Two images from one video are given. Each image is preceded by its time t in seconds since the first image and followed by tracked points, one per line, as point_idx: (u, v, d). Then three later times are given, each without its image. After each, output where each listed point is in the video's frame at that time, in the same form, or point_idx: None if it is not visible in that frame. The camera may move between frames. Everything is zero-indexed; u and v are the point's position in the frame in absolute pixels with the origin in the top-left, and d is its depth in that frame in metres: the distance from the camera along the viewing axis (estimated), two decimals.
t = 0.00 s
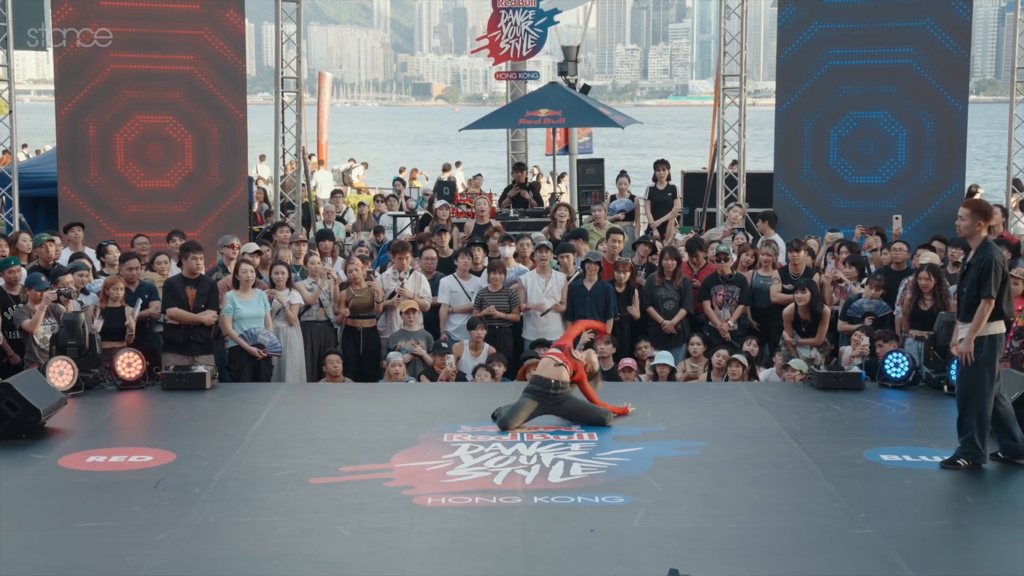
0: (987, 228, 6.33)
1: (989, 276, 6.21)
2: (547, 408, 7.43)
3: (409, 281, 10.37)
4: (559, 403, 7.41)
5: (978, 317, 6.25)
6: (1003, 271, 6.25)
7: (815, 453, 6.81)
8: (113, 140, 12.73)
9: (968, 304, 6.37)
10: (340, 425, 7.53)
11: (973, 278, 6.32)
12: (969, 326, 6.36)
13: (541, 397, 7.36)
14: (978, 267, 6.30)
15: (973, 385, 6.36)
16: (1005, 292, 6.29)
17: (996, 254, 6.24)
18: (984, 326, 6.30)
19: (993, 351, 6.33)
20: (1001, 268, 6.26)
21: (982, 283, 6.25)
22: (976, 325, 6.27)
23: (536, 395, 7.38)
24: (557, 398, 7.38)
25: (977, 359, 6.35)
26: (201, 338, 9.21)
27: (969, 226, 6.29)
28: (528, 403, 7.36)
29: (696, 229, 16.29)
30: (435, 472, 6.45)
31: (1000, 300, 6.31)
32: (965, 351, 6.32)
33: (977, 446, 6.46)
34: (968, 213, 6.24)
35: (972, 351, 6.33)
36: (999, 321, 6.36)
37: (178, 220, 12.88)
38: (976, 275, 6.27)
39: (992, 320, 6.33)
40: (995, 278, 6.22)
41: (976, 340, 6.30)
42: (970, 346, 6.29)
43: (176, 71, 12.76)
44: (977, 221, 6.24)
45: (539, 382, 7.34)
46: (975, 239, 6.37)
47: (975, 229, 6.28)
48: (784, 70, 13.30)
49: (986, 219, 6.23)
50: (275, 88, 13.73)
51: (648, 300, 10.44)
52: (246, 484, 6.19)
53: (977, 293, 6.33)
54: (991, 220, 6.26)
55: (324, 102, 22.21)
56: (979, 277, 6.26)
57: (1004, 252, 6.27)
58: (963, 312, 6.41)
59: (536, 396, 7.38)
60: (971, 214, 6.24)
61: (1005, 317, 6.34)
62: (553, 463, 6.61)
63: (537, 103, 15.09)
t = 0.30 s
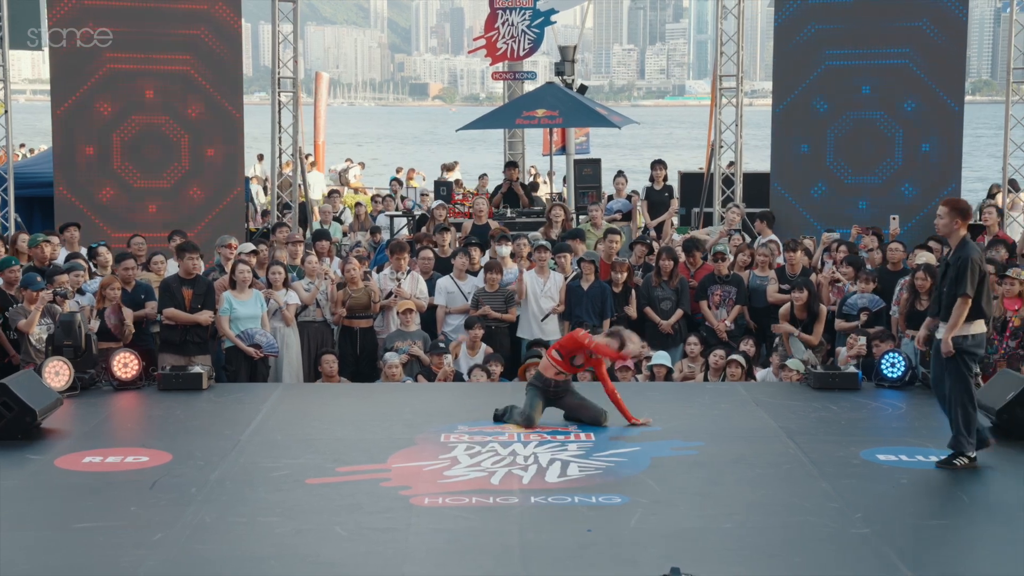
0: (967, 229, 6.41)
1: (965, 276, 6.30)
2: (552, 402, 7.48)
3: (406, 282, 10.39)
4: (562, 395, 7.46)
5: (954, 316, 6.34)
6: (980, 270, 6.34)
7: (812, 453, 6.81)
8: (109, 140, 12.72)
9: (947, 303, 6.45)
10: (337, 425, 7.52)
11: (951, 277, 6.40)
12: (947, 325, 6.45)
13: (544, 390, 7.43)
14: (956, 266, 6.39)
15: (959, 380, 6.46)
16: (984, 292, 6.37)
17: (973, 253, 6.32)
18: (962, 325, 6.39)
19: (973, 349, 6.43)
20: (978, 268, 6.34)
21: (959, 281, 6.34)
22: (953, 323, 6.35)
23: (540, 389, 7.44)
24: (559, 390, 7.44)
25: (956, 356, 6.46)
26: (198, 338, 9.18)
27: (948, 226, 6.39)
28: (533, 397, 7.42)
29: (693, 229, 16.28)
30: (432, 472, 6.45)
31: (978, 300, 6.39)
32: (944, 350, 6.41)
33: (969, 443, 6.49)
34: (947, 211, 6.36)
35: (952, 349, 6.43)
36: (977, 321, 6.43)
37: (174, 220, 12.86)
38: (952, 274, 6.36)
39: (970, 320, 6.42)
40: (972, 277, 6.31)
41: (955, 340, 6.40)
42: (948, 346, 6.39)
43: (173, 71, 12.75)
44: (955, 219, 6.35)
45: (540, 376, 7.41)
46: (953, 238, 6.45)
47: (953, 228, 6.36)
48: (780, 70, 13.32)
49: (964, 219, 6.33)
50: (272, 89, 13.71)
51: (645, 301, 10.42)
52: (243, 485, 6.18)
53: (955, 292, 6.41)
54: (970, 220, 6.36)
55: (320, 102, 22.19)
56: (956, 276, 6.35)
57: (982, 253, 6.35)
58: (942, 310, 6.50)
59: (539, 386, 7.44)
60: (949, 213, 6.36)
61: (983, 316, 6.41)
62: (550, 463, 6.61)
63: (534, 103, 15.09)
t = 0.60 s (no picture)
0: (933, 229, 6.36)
1: (928, 277, 6.23)
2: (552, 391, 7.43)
3: (393, 281, 10.35)
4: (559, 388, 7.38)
5: (921, 318, 6.28)
6: (945, 271, 6.26)
7: (798, 452, 6.82)
8: (95, 140, 12.68)
9: (913, 304, 6.39)
10: (323, 425, 7.51)
11: (915, 278, 6.34)
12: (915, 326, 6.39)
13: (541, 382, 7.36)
14: (919, 267, 6.32)
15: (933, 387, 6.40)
16: (950, 292, 6.30)
17: (937, 253, 6.24)
18: (930, 327, 6.33)
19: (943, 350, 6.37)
20: (943, 268, 6.26)
21: (924, 282, 6.27)
22: (920, 324, 6.30)
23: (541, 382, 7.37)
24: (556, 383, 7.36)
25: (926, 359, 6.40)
26: (184, 338, 9.12)
27: (914, 226, 6.33)
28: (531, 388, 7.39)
29: (680, 228, 16.30)
30: (418, 472, 6.44)
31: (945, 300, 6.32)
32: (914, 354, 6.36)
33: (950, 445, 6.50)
34: (913, 211, 6.32)
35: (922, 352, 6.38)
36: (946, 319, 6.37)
37: (159, 220, 12.82)
38: (917, 275, 6.29)
39: (938, 320, 6.35)
40: (937, 277, 6.23)
41: (925, 341, 6.34)
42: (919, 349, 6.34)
43: (159, 71, 12.71)
44: (920, 220, 6.30)
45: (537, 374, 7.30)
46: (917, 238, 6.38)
47: (918, 229, 6.31)
48: (766, 70, 13.35)
49: (929, 220, 6.27)
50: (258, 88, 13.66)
51: (631, 300, 10.43)
52: (229, 485, 6.16)
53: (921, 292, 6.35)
54: (936, 221, 6.30)
55: (307, 102, 22.14)
56: (921, 276, 6.28)
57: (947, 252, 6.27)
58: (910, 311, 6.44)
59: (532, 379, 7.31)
60: (915, 214, 6.32)
61: (950, 315, 6.34)
62: (536, 463, 6.61)
63: (521, 102, 15.09)
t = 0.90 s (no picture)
0: (896, 225, 6.39)
1: (898, 271, 6.25)
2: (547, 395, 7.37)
3: (379, 281, 10.34)
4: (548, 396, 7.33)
5: (889, 312, 6.30)
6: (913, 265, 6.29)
7: (785, 452, 6.84)
8: (80, 139, 12.64)
9: (879, 300, 6.42)
10: (311, 425, 7.49)
11: (883, 273, 6.36)
12: (882, 322, 6.41)
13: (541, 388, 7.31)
14: (887, 261, 6.34)
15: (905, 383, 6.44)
16: (917, 287, 6.33)
17: (904, 248, 6.27)
18: (896, 322, 6.36)
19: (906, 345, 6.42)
20: (911, 263, 6.29)
21: (892, 277, 6.29)
22: (888, 319, 6.32)
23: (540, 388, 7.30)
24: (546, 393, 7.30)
25: (892, 355, 6.43)
26: (171, 338, 9.09)
27: (878, 222, 6.35)
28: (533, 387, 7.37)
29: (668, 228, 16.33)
30: (406, 472, 6.44)
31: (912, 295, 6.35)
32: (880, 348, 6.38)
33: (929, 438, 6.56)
34: (877, 208, 6.33)
35: (886, 347, 6.41)
36: (910, 316, 6.41)
37: (145, 220, 12.78)
38: (885, 270, 6.31)
39: (904, 315, 6.39)
40: (905, 272, 6.25)
41: (890, 336, 6.37)
42: (884, 344, 6.36)
43: (145, 70, 12.67)
44: (886, 216, 6.32)
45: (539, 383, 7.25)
46: (882, 235, 6.42)
47: (883, 224, 6.34)
48: (753, 70, 13.39)
49: (894, 215, 6.31)
50: (245, 87, 13.62)
51: (619, 300, 10.45)
52: (216, 486, 6.15)
53: (888, 287, 6.38)
54: (899, 217, 6.34)
55: (294, 102, 22.08)
56: (889, 271, 6.30)
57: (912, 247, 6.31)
58: (875, 307, 6.47)
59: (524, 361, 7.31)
60: (879, 210, 6.33)
61: (916, 310, 6.38)
62: (524, 463, 6.61)
63: (509, 102, 15.10)
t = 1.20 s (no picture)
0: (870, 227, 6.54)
1: (880, 266, 6.35)
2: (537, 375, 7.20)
3: (371, 281, 10.38)
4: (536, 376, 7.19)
5: (871, 307, 6.37)
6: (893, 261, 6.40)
7: (776, 452, 6.86)
8: (71, 140, 12.61)
9: (861, 297, 6.50)
10: (302, 426, 7.49)
11: (865, 270, 6.45)
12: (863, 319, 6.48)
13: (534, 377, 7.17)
14: (869, 259, 6.44)
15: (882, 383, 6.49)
16: (897, 283, 6.44)
17: (883, 243, 6.39)
18: (876, 318, 6.43)
19: (888, 341, 6.48)
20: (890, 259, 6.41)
21: (874, 273, 6.40)
22: (871, 313, 6.37)
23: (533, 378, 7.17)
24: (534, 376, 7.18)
25: (873, 353, 6.50)
26: (162, 339, 9.05)
27: (852, 224, 6.50)
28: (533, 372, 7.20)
29: (659, 229, 16.35)
30: (397, 472, 6.44)
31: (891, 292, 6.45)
32: (861, 344, 6.44)
33: (909, 437, 6.57)
34: (848, 209, 6.49)
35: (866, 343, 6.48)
36: (891, 312, 6.49)
37: (137, 221, 12.76)
38: (867, 267, 6.42)
39: (885, 311, 6.46)
40: (886, 267, 6.37)
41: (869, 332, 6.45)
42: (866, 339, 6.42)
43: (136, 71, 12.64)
44: (859, 216, 6.47)
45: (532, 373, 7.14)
46: (861, 235, 6.52)
47: (857, 225, 6.48)
48: (744, 71, 13.41)
49: (866, 215, 6.48)
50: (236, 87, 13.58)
51: (611, 300, 10.45)
52: (208, 486, 6.14)
53: (870, 284, 6.46)
54: (871, 217, 6.51)
55: (285, 102, 22.04)
56: (871, 267, 6.41)
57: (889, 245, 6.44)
58: (857, 305, 6.54)
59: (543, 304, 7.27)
60: (851, 211, 6.50)
61: (898, 307, 6.47)
62: (516, 463, 6.61)
63: (501, 103, 15.10)
